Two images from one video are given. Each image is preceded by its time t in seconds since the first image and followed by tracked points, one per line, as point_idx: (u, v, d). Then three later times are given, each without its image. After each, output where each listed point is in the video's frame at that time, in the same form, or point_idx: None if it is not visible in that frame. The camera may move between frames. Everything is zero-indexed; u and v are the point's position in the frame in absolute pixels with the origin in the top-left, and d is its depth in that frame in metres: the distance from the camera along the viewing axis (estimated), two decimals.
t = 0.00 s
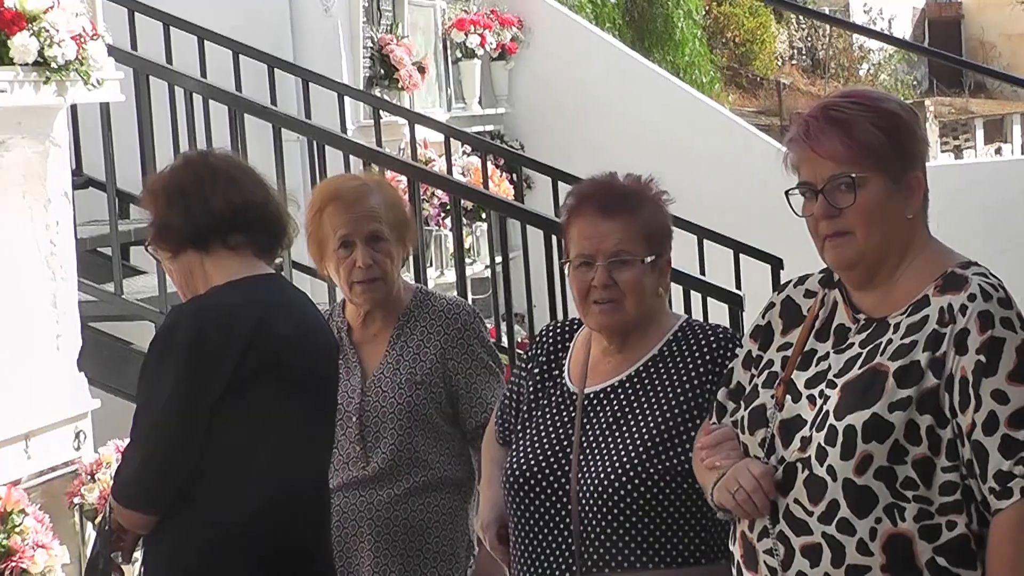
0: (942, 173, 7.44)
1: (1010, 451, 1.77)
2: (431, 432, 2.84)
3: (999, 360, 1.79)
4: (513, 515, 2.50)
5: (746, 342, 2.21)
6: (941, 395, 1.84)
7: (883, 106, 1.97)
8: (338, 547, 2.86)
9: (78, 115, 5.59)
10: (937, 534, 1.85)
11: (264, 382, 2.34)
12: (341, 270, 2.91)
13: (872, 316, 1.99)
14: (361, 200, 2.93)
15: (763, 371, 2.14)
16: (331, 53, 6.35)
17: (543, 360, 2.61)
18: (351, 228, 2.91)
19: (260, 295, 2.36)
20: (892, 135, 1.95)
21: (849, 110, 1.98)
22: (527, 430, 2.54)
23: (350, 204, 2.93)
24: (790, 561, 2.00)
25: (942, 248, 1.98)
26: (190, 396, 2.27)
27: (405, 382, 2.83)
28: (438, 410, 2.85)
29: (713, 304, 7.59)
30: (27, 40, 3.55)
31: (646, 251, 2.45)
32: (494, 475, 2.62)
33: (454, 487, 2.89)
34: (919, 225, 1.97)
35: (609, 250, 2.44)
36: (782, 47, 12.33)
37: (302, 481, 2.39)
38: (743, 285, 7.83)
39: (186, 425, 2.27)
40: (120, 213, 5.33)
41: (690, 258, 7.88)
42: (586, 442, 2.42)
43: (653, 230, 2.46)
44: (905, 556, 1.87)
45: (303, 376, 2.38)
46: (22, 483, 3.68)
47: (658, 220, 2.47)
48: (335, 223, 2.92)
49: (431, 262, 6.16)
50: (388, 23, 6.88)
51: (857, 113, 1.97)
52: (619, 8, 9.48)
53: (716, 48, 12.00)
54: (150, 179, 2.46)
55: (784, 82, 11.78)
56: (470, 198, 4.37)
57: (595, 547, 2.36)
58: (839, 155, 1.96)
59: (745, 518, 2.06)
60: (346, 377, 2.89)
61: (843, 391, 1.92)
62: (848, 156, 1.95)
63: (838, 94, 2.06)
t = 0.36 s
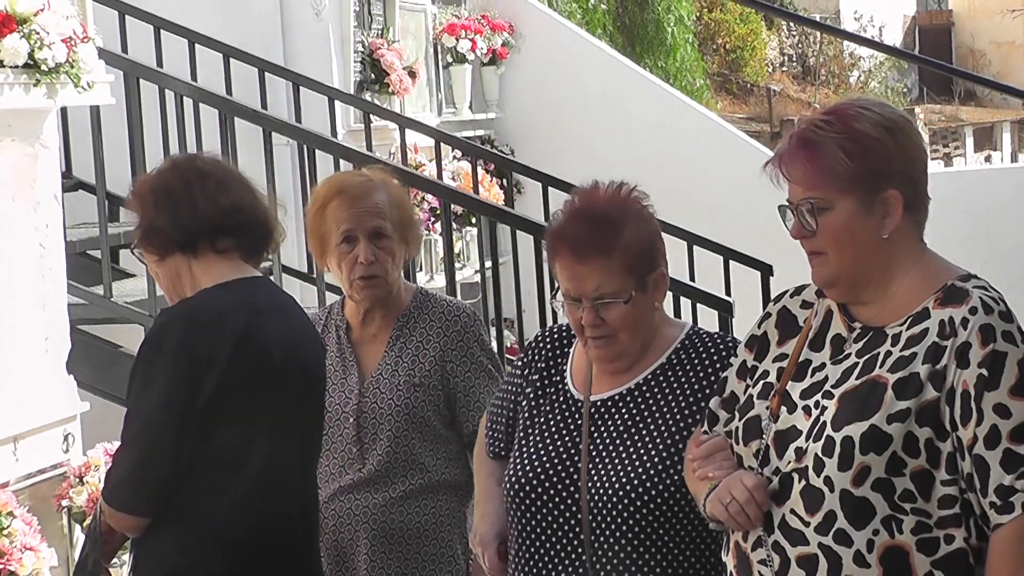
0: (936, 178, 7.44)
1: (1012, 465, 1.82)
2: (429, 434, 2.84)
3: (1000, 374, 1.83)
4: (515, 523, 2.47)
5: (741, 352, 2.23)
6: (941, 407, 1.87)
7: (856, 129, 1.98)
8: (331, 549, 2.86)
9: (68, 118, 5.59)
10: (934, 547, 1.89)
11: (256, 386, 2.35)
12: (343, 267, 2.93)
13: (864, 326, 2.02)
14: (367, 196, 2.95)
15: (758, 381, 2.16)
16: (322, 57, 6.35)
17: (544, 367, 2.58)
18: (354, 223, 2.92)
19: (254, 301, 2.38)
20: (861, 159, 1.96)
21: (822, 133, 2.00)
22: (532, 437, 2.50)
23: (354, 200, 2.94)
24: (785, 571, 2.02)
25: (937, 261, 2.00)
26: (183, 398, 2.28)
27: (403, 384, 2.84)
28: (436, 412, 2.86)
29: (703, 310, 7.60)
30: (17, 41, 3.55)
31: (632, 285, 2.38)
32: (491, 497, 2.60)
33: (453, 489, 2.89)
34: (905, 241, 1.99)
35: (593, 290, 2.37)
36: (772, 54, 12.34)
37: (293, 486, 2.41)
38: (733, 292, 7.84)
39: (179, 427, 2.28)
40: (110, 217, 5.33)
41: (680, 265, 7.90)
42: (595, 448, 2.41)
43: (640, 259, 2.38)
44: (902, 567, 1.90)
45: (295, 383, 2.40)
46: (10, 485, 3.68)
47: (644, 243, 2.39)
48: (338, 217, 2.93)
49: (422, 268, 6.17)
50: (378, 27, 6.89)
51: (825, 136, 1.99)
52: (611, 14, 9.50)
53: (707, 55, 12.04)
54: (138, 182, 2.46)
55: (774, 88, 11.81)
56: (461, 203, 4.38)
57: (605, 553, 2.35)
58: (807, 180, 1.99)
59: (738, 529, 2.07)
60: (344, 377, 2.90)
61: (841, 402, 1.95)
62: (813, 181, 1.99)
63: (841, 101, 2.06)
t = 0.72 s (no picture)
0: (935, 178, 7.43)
1: (1008, 475, 1.83)
2: (438, 433, 2.85)
3: (993, 384, 1.85)
4: (498, 528, 2.44)
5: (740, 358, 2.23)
6: (936, 418, 1.88)
7: (828, 139, 1.99)
8: (338, 546, 2.86)
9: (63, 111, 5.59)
10: (936, 559, 1.90)
11: (249, 380, 2.39)
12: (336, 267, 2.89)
13: (854, 332, 2.03)
14: (357, 195, 2.88)
15: (757, 391, 2.16)
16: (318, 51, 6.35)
17: (523, 371, 2.54)
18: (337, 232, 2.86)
19: (246, 297, 2.41)
20: (831, 170, 1.97)
21: (801, 142, 2.01)
22: (516, 438, 2.46)
23: (343, 205, 2.87)
24: None
25: (927, 267, 2.00)
26: (179, 396, 2.32)
27: (413, 382, 2.85)
28: (445, 410, 2.86)
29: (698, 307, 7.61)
30: (13, 35, 3.56)
31: (599, 280, 2.36)
32: (475, 501, 2.57)
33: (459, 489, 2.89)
34: (887, 248, 2.00)
35: (559, 282, 2.37)
36: (766, 52, 12.35)
37: (288, 481, 2.47)
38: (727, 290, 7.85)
39: (177, 425, 2.33)
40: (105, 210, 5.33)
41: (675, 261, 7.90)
42: (581, 453, 2.38)
43: (613, 257, 2.37)
44: None
45: (288, 381, 2.45)
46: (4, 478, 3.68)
47: (620, 242, 2.38)
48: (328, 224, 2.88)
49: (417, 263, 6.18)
50: (374, 22, 6.88)
51: (801, 146, 2.01)
52: (606, 11, 9.50)
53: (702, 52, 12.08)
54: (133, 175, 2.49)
55: (768, 86, 11.83)
56: (457, 199, 4.38)
57: (597, 558, 2.33)
58: (786, 189, 2.01)
59: (744, 545, 2.10)
60: (353, 375, 2.90)
61: (835, 416, 1.96)
62: (791, 190, 2.00)
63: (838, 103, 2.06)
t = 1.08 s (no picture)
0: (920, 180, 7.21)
1: (956, 490, 1.80)
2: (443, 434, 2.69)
3: (941, 397, 1.82)
4: (461, 526, 2.38)
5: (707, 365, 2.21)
6: (886, 431, 1.85)
7: (776, 151, 1.96)
8: (334, 545, 2.73)
9: (66, 108, 5.60)
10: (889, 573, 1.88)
11: (242, 380, 2.38)
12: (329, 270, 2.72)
13: (813, 342, 2.00)
14: (342, 207, 2.68)
15: (721, 400, 2.14)
16: (320, 48, 6.35)
17: (485, 373, 2.48)
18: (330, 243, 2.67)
19: (240, 296, 2.40)
20: (777, 183, 1.95)
21: (750, 154, 1.99)
22: (482, 438, 2.39)
23: (329, 209, 2.69)
24: None
25: (885, 276, 1.97)
26: (169, 397, 2.30)
27: (415, 381, 2.69)
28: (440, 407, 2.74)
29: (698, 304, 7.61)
30: (16, 31, 3.56)
31: (556, 271, 2.30)
32: (445, 504, 2.50)
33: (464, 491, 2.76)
34: (840, 258, 1.96)
35: (516, 270, 2.32)
36: (767, 50, 12.39)
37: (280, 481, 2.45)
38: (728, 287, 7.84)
39: (169, 426, 2.31)
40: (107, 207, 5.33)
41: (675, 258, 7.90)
42: (543, 452, 2.32)
43: (571, 246, 2.30)
44: None
45: (279, 383, 2.43)
46: (8, 475, 3.69)
47: (582, 233, 2.31)
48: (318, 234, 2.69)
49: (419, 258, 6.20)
50: (376, 19, 6.87)
51: (750, 156, 1.98)
52: (608, 8, 9.52)
53: (702, 47, 12.19)
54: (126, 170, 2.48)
55: (769, 83, 11.88)
56: (458, 195, 4.37)
57: (562, 558, 2.27)
58: (739, 201, 1.99)
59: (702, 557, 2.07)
60: (357, 370, 2.75)
61: (787, 426, 1.93)
62: (743, 201, 1.98)
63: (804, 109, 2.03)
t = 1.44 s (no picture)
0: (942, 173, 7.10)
1: (873, 486, 1.64)
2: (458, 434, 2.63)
3: (861, 390, 1.65)
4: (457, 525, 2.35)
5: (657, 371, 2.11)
6: (809, 425, 1.70)
7: (711, 148, 1.81)
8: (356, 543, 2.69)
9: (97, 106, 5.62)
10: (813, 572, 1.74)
11: (246, 379, 2.24)
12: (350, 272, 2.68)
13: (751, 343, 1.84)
14: (359, 185, 2.64)
15: (661, 401, 2.03)
16: (348, 46, 6.36)
17: (484, 376, 2.41)
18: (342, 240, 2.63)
19: (245, 296, 2.26)
20: (710, 180, 1.80)
21: (687, 154, 1.85)
22: (481, 431, 2.35)
23: (342, 205, 2.64)
24: None
25: (821, 273, 1.80)
26: (172, 394, 2.16)
27: (428, 379, 2.62)
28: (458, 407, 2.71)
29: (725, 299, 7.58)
30: (47, 29, 3.61)
31: (548, 261, 2.26)
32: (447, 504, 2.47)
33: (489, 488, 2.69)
34: (775, 257, 1.79)
35: (507, 258, 2.28)
36: (793, 46, 12.44)
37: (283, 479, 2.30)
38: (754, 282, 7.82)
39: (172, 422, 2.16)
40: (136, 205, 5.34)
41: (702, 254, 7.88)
42: (531, 448, 2.27)
43: (560, 235, 2.26)
44: None
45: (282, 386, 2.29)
46: (41, 472, 3.68)
47: (574, 225, 2.27)
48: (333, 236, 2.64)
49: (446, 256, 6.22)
50: (403, 16, 6.89)
51: (686, 155, 1.84)
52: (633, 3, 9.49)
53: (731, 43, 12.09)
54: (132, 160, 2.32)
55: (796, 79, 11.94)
56: (486, 190, 4.37)
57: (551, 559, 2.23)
58: (676, 202, 1.84)
59: (622, 554, 1.99)
60: (376, 369, 2.70)
61: (715, 420, 1.79)
62: (679, 202, 1.83)
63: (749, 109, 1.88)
